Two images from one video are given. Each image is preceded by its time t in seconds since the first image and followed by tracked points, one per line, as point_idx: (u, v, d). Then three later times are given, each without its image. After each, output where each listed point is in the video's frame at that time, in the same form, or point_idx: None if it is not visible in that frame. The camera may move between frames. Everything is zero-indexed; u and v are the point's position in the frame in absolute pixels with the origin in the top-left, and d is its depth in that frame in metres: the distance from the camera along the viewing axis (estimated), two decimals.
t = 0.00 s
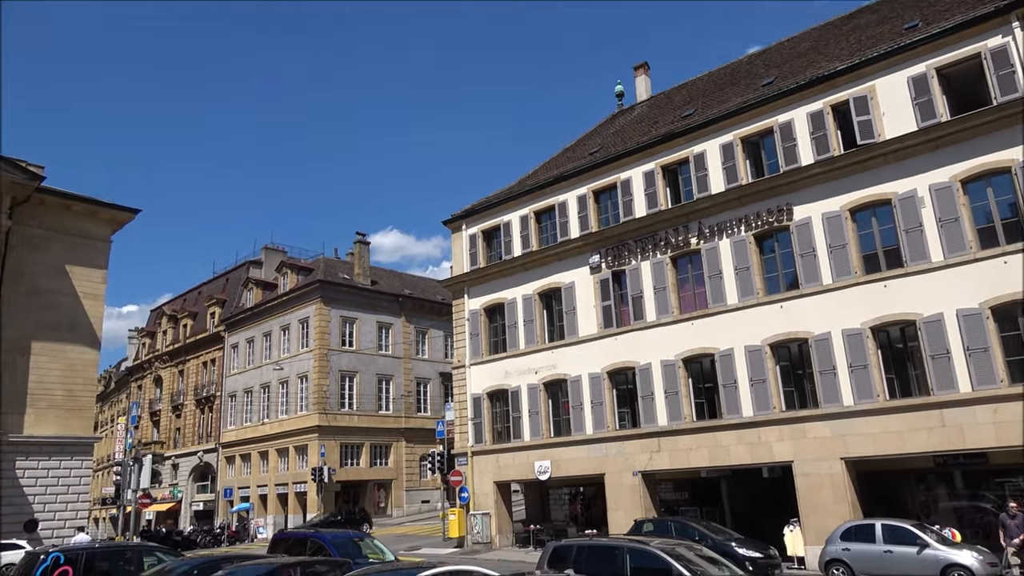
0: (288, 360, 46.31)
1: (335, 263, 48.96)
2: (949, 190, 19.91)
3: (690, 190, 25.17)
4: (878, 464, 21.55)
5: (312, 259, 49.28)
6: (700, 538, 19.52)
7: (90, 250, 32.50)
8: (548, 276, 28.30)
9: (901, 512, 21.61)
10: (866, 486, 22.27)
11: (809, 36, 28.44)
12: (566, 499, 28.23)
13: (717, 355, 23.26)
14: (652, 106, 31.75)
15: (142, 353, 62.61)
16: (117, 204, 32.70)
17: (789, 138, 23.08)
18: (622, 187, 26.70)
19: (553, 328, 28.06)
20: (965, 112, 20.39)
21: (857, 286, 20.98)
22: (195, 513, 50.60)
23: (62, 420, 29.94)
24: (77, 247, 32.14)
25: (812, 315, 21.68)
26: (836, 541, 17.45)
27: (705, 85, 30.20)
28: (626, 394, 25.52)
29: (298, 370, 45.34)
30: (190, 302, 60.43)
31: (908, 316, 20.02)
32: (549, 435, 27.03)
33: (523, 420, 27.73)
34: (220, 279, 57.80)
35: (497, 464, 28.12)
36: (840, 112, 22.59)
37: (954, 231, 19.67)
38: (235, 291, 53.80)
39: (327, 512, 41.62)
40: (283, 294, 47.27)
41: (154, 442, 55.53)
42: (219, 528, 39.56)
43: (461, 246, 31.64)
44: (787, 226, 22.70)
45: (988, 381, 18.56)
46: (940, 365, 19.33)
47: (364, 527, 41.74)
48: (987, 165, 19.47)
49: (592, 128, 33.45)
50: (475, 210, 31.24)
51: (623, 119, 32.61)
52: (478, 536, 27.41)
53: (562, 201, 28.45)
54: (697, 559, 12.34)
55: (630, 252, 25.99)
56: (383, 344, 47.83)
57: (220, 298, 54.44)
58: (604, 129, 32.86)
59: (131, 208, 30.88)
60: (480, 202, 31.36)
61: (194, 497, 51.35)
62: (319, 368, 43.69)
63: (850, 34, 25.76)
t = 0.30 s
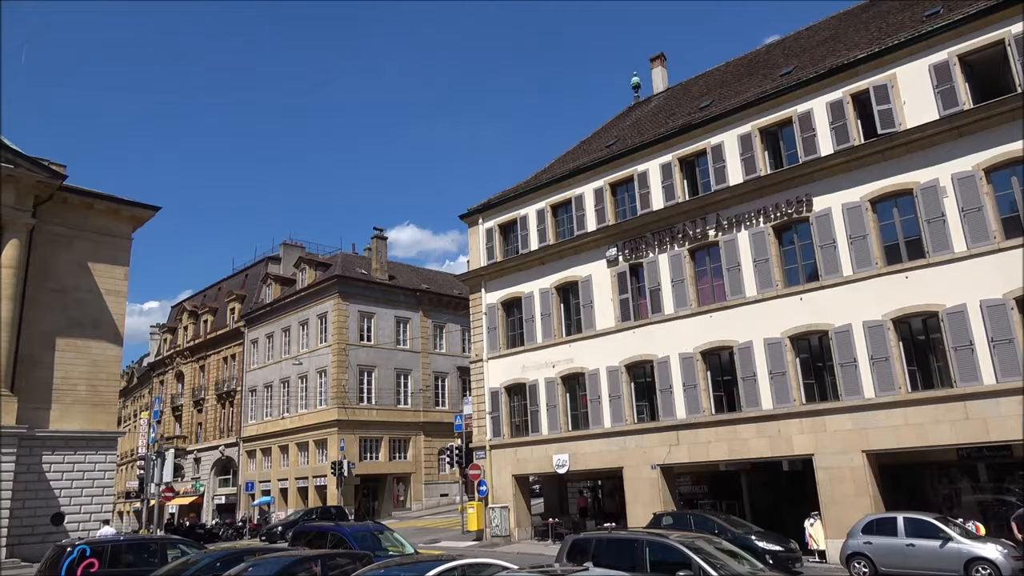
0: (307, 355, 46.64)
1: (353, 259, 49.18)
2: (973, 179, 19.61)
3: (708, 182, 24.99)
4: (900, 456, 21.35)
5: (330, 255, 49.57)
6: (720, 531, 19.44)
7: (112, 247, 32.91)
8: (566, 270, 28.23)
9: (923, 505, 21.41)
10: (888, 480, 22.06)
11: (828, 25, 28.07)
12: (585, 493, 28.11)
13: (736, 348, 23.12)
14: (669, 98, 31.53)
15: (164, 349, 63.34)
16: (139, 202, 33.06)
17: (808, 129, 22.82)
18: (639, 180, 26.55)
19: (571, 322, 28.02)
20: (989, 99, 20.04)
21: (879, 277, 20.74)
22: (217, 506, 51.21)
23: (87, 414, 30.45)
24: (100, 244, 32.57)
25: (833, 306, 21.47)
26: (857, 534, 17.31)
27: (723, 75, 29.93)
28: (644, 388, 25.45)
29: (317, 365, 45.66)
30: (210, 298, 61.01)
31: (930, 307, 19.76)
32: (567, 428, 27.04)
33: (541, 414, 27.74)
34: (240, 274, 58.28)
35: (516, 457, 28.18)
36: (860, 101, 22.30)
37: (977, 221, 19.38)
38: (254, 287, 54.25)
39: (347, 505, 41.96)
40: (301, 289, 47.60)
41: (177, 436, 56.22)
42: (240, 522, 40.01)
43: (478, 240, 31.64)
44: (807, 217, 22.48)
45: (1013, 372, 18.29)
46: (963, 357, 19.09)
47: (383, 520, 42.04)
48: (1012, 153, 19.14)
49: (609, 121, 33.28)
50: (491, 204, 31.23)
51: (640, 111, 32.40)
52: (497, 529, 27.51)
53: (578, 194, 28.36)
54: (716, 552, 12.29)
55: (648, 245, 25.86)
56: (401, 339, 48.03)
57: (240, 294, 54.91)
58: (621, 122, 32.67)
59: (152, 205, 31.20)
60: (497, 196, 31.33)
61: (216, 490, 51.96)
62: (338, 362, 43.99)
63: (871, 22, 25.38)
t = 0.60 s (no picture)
0: (326, 350, 46.94)
1: (370, 254, 49.36)
2: (997, 169, 19.31)
3: (726, 174, 24.80)
4: (923, 450, 21.09)
5: (348, 250, 49.82)
6: (739, 525, 19.35)
7: (133, 243, 33.28)
8: (583, 264, 28.15)
9: (946, 499, 21.14)
10: (910, 474, 21.83)
11: (849, 13, 27.68)
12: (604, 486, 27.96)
13: (756, 341, 22.97)
14: (687, 90, 31.29)
15: (185, 344, 64.00)
16: (159, 199, 33.38)
17: (828, 119, 22.55)
18: (657, 173, 26.39)
19: (588, 315, 27.96)
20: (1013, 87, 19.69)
21: (900, 269, 20.49)
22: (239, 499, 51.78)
23: (110, 409, 30.91)
24: (121, 241, 32.94)
25: (854, 299, 21.24)
26: (878, 529, 17.16)
27: (741, 66, 29.65)
28: (662, 381, 25.38)
29: (336, 359, 45.94)
30: (229, 293, 61.57)
31: (953, 299, 19.49)
32: (584, 422, 27.03)
33: (559, 408, 27.74)
34: (259, 270, 58.72)
35: (534, 451, 28.22)
36: (881, 91, 21.99)
37: (1001, 211, 19.09)
38: (273, 282, 54.67)
39: (366, 498, 42.26)
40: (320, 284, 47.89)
41: (198, 430, 56.88)
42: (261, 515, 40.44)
43: (494, 234, 31.64)
44: (827, 209, 22.24)
45: None
46: (987, 349, 18.83)
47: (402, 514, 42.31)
48: None
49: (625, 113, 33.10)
50: (508, 198, 31.21)
51: (656, 104, 32.20)
52: (516, 523, 27.58)
53: (595, 187, 28.25)
54: (735, 546, 12.22)
55: (665, 238, 25.74)
56: (418, 333, 48.22)
57: (259, 289, 55.34)
58: (638, 114, 32.48)
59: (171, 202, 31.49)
60: (514, 190, 31.29)
61: (237, 484, 52.54)
62: (356, 357, 44.25)
63: (892, 10, 25.01)
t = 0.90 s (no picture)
0: (346, 345, 47.25)
1: (390, 250, 49.55)
2: None
3: (746, 165, 24.58)
4: (950, 442, 20.83)
5: (368, 246, 50.08)
6: (762, 519, 19.23)
7: (156, 242, 33.67)
8: (602, 257, 28.05)
9: (974, 492, 20.87)
10: (937, 466, 21.59)
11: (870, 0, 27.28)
12: (625, 479, 28.05)
13: (778, 334, 22.79)
14: (705, 81, 31.02)
15: (208, 341, 64.71)
16: (180, 197, 33.75)
17: (850, 108, 22.25)
18: (676, 165, 26.23)
19: (608, 309, 27.88)
20: None
21: (925, 259, 20.19)
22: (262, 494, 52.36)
23: (136, 405, 31.36)
24: (144, 239, 33.34)
25: (878, 290, 20.98)
26: (904, 522, 16.98)
27: (760, 56, 29.35)
28: (683, 374, 25.26)
29: (356, 355, 46.24)
30: (251, 290, 62.16)
31: (980, 289, 19.19)
32: (605, 416, 26.98)
33: (579, 402, 27.72)
34: (279, 267, 59.19)
35: (555, 444, 28.23)
36: (904, 79, 21.66)
37: None
38: (294, 279, 55.09)
39: (388, 492, 42.53)
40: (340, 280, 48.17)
41: (222, 426, 57.55)
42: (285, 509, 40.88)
43: (513, 228, 31.62)
44: (849, 199, 21.96)
45: None
46: (1014, 340, 18.53)
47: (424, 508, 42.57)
48: None
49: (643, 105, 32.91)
50: (526, 192, 31.17)
51: (674, 96, 31.96)
52: (537, 517, 27.61)
53: (614, 180, 28.12)
54: (760, 539, 12.12)
55: (685, 231, 25.57)
56: (438, 328, 48.40)
57: (280, 286, 55.82)
58: (656, 106, 32.28)
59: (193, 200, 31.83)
60: (532, 184, 31.22)
61: (261, 478, 53.14)
62: (377, 352, 44.52)
63: None
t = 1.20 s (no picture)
0: (373, 341, 47.60)
1: (414, 246, 49.77)
2: None
3: (772, 156, 24.29)
4: (985, 435, 20.45)
5: (393, 243, 50.36)
6: (793, 512, 19.03)
7: (185, 241, 34.17)
8: (627, 250, 27.91)
9: (1011, 485, 20.48)
10: (972, 459, 21.23)
11: None
12: (653, 474, 28.10)
13: (807, 326, 22.52)
14: (730, 70, 30.68)
15: (237, 338, 65.58)
16: (208, 197, 34.19)
17: (879, 96, 21.86)
18: (700, 156, 25.99)
19: (633, 303, 27.75)
20: None
21: (958, 248, 19.80)
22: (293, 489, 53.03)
23: (168, 402, 31.91)
24: (173, 239, 33.86)
25: (909, 280, 20.62)
26: (939, 516, 16.68)
27: (786, 44, 28.94)
28: (711, 367, 25.09)
29: (383, 351, 46.55)
30: (279, 288, 62.85)
31: (1015, 278, 18.77)
32: (632, 410, 26.89)
33: (605, 395, 27.65)
34: (306, 264, 59.77)
35: (581, 439, 28.20)
36: (934, 65, 21.23)
37: None
38: (320, 276, 55.60)
39: (416, 487, 42.83)
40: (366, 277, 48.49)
41: (253, 422, 58.35)
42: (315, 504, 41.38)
43: (537, 223, 31.58)
44: (879, 188, 21.60)
45: None
46: None
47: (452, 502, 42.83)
48: None
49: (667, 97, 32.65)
50: (550, 187, 31.10)
51: (698, 87, 31.64)
52: (565, 511, 27.63)
53: (638, 173, 27.94)
54: (791, 533, 12.00)
55: (711, 223, 25.34)
56: (464, 324, 48.57)
57: (307, 283, 56.36)
58: (679, 97, 32.00)
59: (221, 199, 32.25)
60: (556, 178, 31.12)
61: (291, 474, 53.81)
62: (403, 348, 44.80)
63: None
